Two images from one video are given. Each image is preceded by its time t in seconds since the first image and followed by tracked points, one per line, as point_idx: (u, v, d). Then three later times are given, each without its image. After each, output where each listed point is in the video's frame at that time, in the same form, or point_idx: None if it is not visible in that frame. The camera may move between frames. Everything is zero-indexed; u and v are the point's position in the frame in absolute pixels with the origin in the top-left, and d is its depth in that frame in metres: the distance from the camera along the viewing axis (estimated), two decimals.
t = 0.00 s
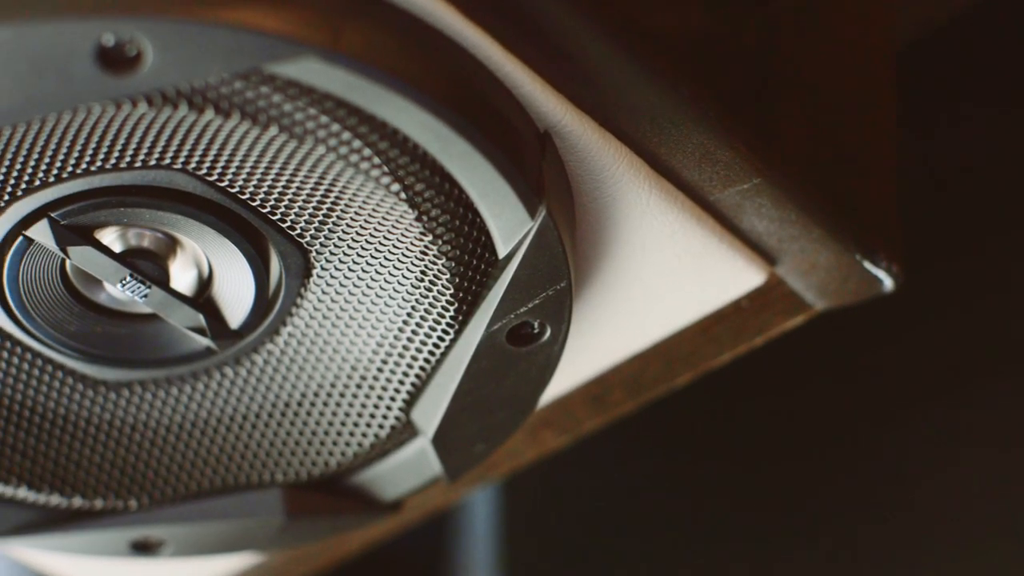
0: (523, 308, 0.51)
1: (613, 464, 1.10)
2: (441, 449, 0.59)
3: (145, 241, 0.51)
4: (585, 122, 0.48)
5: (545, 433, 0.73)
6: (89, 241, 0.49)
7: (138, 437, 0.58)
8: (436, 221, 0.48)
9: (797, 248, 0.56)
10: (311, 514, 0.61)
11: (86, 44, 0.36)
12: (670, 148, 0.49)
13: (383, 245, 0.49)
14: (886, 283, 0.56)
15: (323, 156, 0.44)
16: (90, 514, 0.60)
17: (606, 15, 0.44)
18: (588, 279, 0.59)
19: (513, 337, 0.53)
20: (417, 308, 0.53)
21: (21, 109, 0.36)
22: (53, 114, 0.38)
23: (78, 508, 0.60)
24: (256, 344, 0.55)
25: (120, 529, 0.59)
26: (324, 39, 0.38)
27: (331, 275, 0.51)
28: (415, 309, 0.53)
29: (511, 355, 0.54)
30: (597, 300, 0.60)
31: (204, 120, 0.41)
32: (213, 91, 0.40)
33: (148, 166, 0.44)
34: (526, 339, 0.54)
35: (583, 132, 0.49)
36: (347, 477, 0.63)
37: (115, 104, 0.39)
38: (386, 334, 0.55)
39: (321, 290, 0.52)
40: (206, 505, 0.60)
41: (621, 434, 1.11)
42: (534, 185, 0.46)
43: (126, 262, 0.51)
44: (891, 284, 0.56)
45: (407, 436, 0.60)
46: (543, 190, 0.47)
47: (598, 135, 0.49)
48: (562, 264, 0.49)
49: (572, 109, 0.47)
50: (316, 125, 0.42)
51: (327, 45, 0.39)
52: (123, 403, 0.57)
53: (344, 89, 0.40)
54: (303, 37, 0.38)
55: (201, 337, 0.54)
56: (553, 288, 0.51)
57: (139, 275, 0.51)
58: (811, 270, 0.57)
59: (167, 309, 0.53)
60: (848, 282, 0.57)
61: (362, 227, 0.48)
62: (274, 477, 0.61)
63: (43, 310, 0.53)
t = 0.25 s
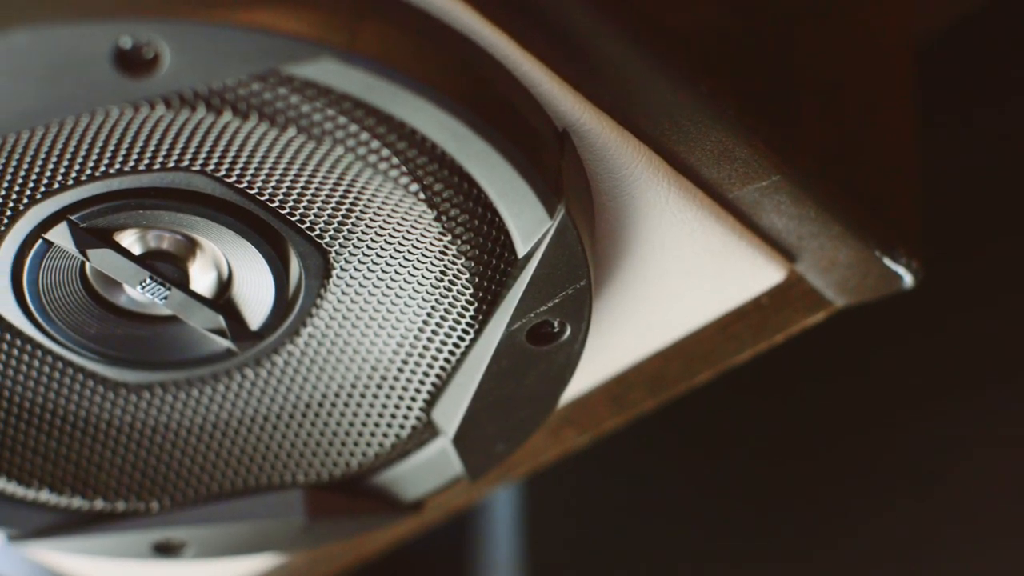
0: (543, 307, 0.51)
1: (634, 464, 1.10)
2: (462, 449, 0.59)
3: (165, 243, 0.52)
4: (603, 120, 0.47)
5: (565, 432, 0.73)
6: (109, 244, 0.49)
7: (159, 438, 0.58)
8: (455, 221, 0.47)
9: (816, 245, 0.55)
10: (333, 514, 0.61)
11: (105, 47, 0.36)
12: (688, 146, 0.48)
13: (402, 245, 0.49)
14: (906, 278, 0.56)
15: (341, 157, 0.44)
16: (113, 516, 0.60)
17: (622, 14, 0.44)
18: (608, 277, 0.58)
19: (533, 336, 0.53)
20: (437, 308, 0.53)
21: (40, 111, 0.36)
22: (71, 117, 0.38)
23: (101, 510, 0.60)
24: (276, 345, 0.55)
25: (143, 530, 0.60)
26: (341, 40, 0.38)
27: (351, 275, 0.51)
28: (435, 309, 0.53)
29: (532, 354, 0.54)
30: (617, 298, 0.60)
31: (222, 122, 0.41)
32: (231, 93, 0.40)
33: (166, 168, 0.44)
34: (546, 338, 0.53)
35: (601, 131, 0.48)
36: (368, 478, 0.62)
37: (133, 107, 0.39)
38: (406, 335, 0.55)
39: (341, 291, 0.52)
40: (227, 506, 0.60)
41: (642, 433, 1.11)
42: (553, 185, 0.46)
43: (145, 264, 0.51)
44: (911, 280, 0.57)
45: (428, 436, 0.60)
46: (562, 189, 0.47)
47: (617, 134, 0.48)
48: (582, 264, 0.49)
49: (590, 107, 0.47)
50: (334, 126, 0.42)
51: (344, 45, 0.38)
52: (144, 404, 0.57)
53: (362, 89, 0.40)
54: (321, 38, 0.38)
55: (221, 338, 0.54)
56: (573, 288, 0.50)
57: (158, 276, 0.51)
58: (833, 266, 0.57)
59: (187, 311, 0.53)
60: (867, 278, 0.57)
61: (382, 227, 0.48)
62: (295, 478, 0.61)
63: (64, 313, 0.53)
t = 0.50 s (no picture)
0: (563, 306, 0.51)
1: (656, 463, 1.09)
2: (484, 448, 0.59)
3: (184, 244, 0.52)
4: (623, 118, 0.47)
5: (586, 431, 0.72)
6: (129, 246, 0.49)
7: (181, 440, 0.59)
8: (475, 220, 0.47)
9: (836, 242, 0.55)
10: (355, 515, 0.61)
11: (123, 49, 0.36)
12: (708, 144, 0.49)
13: (422, 245, 0.49)
14: (926, 274, 0.57)
15: (360, 158, 0.44)
16: (135, 518, 0.60)
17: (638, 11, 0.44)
18: (628, 275, 0.58)
19: (554, 335, 0.53)
20: (457, 308, 0.52)
21: (58, 115, 0.36)
22: (89, 120, 0.38)
23: (123, 513, 0.60)
24: (297, 346, 0.55)
25: (165, 533, 0.60)
26: (360, 39, 0.38)
27: (370, 276, 0.51)
28: (456, 309, 0.53)
29: (552, 353, 0.53)
30: (637, 296, 0.60)
31: (241, 123, 0.41)
32: (250, 94, 0.40)
33: (185, 169, 0.44)
34: (566, 337, 0.53)
35: (620, 129, 0.48)
36: (389, 479, 0.62)
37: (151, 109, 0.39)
38: (426, 334, 0.54)
39: (361, 291, 0.52)
40: (250, 508, 0.60)
41: (663, 431, 1.10)
42: (572, 184, 0.46)
43: (165, 266, 0.51)
44: (931, 275, 0.57)
45: (449, 436, 0.60)
46: (581, 187, 0.47)
47: (637, 132, 0.48)
48: (602, 262, 0.49)
49: (610, 106, 0.46)
50: (353, 127, 0.42)
51: (363, 44, 0.38)
52: (165, 406, 0.57)
53: (381, 89, 0.40)
54: (340, 38, 0.38)
55: (241, 340, 0.54)
56: (592, 286, 0.50)
57: (178, 278, 0.51)
58: (853, 261, 0.57)
59: (207, 312, 0.53)
60: (887, 274, 0.57)
61: (401, 227, 0.48)
62: (316, 479, 0.61)
63: (84, 315, 0.53)
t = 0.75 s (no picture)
0: (584, 304, 0.50)
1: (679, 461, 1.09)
2: (507, 445, 0.59)
3: (204, 246, 0.52)
4: (642, 116, 0.46)
5: (608, 429, 0.72)
6: (149, 248, 0.49)
7: (203, 442, 0.59)
8: (494, 219, 0.47)
9: (856, 238, 0.54)
10: (378, 515, 0.61)
11: (141, 51, 0.36)
12: (727, 139, 0.48)
13: (441, 245, 0.49)
14: (947, 270, 0.56)
15: (379, 158, 0.44)
16: (157, 520, 0.60)
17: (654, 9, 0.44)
18: (648, 274, 0.57)
19: (575, 332, 0.53)
20: (478, 306, 0.52)
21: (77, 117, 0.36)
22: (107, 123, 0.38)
23: (145, 514, 0.60)
24: (318, 346, 0.55)
25: (187, 534, 0.59)
26: (378, 39, 0.38)
27: (390, 276, 0.51)
28: (476, 308, 0.52)
29: (573, 350, 0.53)
30: (657, 295, 0.59)
31: (259, 124, 0.41)
32: (268, 94, 0.39)
33: (204, 171, 0.44)
34: (587, 335, 0.53)
35: (639, 127, 0.47)
36: (411, 479, 0.62)
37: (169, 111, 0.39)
38: (447, 333, 0.54)
39: (381, 291, 0.52)
40: (272, 509, 0.60)
41: (685, 429, 1.09)
42: (591, 181, 0.45)
43: (185, 268, 0.51)
44: (952, 271, 0.56)
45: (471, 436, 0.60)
46: (601, 185, 0.46)
47: (656, 130, 0.47)
48: (623, 260, 0.48)
49: (628, 104, 0.46)
50: (371, 127, 0.42)
51: (380, 44, 0.38)
52: (186, 407, 0.58)
53: (399, 88, 0.40)
54: (357, 38, 0.38)
55: (264, 342, 0.54)
56: (613, 284, 0.50)
57: (199, 279, 0.51)
58: (873, 258, 0.56)
59: (227, 314, 0.53)
60: (908, 271, 0.56)
61: (420, 227, 0.48)
62: (339, 479, 0.61)
63: (105, 317, 0.53)
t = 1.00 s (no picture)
0: (605, 301, 0.50)
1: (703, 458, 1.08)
2: (529, 444, 0.58)
3: (225, 247, 0.52)
4: (661, 113, 0.46)
5: (630, 427, 0.71)
6: (169, 248, 0.49)
7: (227, 442, 0.59)
8: (515, 217, 0.47)
9: (877, 234, 0.55)
10: (402, 514, 0.61)
11: (159, 52, 0.36)
12: (746, 136, 0.48)
13: (462, 244, 0.49)
14: (967, 264, 0.56)
15: (399, 157, 0.44)
16: (180, 521, 0.60)
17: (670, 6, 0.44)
18: (669, 272, 0.57)
19: (596, 330, 0.52)
20: (499, 305, 0.52)
21: (94, 119, 0.36)
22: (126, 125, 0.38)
23: (168, 515, 0.60)
24: (340, 346, 0.55)
25: (210, 536, 0.60)
26: (396, 38, 0.38)
27: (411, 275, 0.51)
28: (497, 306, 0.52)
29: (595, 348, 0.53)
30: (678, 293, 0.59)
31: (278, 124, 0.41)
32: (287, 95, 0.39)
33: (224, 172, 0.44)
34: (609, 332, 0.52)
35: (659, 124, 0.47)
36: (434, 477, 0.62)
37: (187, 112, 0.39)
38: (469, 332, 0.54)
39: (402, 290, 0.52)
40: (295, 509, 0.60)
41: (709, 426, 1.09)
42: (611, 178, 0.45)
43: (206, 269, 0.51)
44: (973, 265, 0.56)
45: (493, 434, 0.60)
46: (621, 182, 0.46)
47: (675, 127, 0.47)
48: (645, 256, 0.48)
49: (645, 101, 0.46)
50: (391, 127, 0.41)
51: (399, 44, 0.38)
52: (209, 408, 0.58)
53: (417, 88, 0.39)
54: (375, 37, 0.38)
55: (283, 341, 0.54)
56: (634, 282, 0.49)
57: (219, 280, 0.51)
58: (895, 253, 0.56)
59: (249, 315, 0.53)
60: (929, 265, 0.57)
61: (441, 226, 0.48)
62: (362, 478, 0.61)
63: (126, 320, 0.53)
